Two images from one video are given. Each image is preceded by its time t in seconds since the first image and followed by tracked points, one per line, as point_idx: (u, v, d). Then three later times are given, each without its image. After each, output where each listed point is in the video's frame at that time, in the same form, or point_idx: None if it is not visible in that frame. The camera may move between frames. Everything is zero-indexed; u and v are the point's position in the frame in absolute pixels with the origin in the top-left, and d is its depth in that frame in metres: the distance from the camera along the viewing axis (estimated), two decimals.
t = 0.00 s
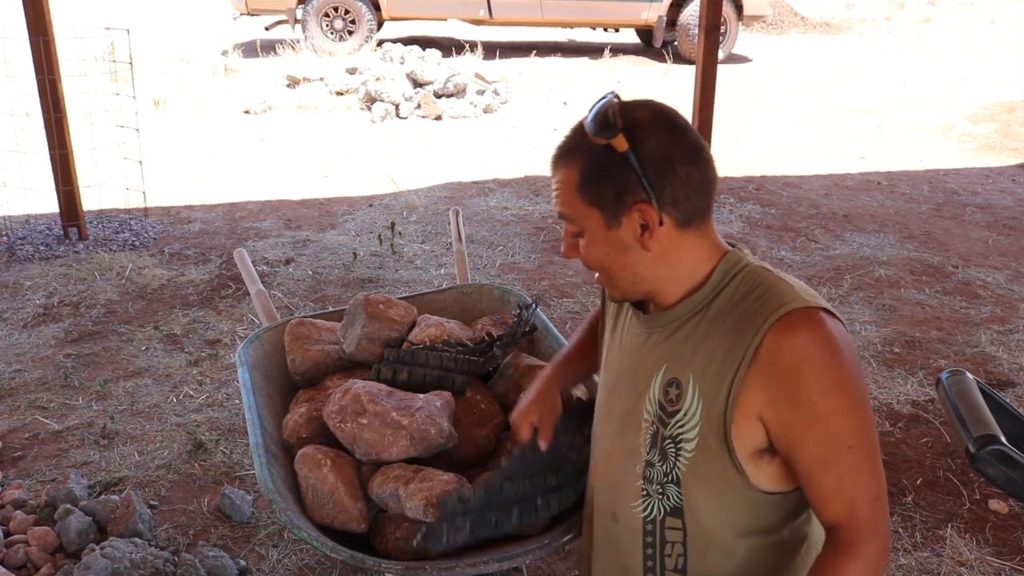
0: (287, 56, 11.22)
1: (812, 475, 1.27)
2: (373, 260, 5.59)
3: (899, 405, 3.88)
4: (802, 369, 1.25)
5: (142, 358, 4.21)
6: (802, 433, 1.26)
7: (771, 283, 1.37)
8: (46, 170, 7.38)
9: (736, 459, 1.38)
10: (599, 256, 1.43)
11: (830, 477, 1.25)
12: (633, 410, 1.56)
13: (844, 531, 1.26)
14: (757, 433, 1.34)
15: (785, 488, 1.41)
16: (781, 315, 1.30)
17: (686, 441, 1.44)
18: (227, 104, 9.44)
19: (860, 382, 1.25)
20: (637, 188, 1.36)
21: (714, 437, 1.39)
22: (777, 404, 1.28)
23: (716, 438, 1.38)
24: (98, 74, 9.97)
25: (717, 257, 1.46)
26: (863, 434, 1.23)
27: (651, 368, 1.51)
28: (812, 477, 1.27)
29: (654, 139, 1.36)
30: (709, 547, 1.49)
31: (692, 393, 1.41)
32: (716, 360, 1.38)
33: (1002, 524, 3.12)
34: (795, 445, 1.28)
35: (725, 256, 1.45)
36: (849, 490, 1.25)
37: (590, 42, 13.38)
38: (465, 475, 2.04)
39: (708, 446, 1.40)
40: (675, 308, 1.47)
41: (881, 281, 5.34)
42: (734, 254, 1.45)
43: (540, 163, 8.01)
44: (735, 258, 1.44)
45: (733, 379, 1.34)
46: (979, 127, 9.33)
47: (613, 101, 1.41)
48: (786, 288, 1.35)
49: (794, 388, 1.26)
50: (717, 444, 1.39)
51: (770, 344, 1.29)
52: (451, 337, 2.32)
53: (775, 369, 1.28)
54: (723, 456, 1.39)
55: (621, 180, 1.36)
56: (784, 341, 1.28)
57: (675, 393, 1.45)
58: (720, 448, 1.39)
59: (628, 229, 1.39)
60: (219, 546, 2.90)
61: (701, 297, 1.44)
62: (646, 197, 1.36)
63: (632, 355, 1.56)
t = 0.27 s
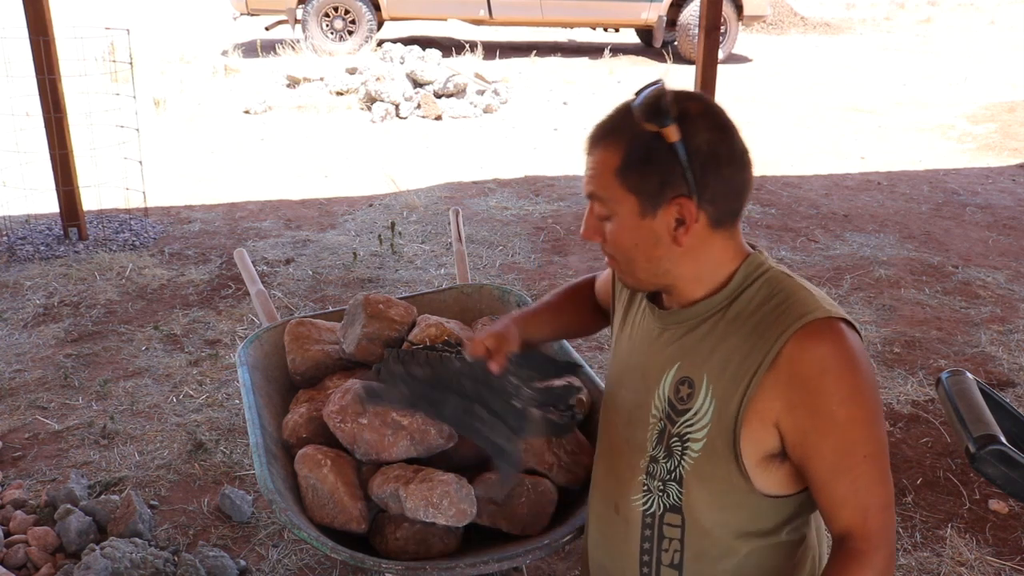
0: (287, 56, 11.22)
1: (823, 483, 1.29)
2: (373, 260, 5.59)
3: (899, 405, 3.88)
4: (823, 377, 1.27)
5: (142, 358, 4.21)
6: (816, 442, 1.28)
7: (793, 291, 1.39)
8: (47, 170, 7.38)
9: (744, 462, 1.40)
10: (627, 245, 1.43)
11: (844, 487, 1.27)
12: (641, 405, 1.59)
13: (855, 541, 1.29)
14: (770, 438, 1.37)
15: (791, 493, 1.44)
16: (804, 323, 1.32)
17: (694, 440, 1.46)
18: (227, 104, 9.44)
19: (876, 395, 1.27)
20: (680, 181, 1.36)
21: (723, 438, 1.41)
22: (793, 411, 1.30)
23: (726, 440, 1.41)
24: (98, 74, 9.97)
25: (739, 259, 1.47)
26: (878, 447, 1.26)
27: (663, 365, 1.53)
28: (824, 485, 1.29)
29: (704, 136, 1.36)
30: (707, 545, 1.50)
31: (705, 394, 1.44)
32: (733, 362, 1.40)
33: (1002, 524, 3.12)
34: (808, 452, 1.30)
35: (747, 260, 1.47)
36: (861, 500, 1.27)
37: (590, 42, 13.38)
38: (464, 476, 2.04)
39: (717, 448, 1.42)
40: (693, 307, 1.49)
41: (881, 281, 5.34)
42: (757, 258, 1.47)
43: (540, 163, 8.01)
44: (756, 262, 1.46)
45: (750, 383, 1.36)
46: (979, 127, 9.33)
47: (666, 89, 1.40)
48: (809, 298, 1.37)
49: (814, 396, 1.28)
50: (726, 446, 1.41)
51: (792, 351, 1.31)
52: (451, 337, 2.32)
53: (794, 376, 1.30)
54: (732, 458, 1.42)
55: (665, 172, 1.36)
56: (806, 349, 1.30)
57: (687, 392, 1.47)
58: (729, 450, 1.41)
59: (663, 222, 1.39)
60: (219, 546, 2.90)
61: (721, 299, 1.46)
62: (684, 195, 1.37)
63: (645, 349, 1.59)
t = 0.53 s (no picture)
0: (287, 56, 11.22)
1: (834, 484, 1.35)
2: (372, 260, 5.59)
3: (900, 405, 3.88)
4: (842, 382, 1.32)
5: (142, 358, 4.21)
6: (832, 445, 1.33)
7: (808, 293, 1.43)
8: (46, 170, 7.38)
9: (754, 464, 1.44)
10: (657, 233, 1.46)
11: (854, 487, 1.33)
12: (646, 402, 1.60)
13: (862, 543, 1.36)
14: (783, 439, 1.41)
15: (798, 494, 1.48)
16: (822, 326, 1.35)
17: (704, 440, 1.48)
18: (227, 104, 9.44)
19: (887, 399, 1.33)
20: (724, 178, 1.40)
21: (735, 438, 1.44)
22: (810, 414, 1.34)
23: (738, 442, 1.44)
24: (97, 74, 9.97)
25: (752, 260, 1.51)
26: (886, 449, 1.32)
27: (673, 363, 1.55)
28: (835, 486, 1.35)
29: (753, 136, 1.40)
30: (711, 543, 1.52)
31: (717, 394, 1.46)
32: (749, 363, 1.43)
33: (1002, 524, 3.12)
34: (820, 455, 1.35)
35: (759, 260, 1.50)
36: (868, 500, 1.34)
37: (590, 42, 13.38)
38: (464, 476, 2.04)
39: (728, 449, 1.46)
40: (707, 305, 1.51)
41: (881, 281, 5.34)
42: (771, 258, 1.50)
43: (540, 163, 8.01)
44: (769, 262, 1.50)
45: (767, 385, 1.39)
46: (979, 127, 9.33)
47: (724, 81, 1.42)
48: (824, 301, 1.41)
49: (831, 400, 1.32)
50: (738, 447, 1.44)
51: (811, 355, 1.34)
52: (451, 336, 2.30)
53: (814, 380, 1.34)
54: (743, 461, 1.45)
55: (711, 164, 1.39)
56: (823, 352, 1.34)
57: (698, 391, 1.50)
58: (740, 452, 1.44)
59: (699, 215, 1.43)
60: (219, 546, 2.90)
61: (736, 299, 1.49)
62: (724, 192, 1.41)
63: (652, 345, 1.60)
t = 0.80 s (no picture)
0: (287, 56, 11.21)
1: (843, 482, 1.37)
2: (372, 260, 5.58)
3: (900, 405, 3.88)
4: (851, 380, 1.35)
5: (142, 358, 4.21)
6: (841, 443, 1.36)
7: (815, 293, 1.46)
8: (46, 170, 7.38)
9: (763, 464, 1.46)
10: (674, 229, 1.48)
11: (862, 485, 1.36)
12: (650, 403, 1.61)
13: (873, 540, 1.38)
14: (791, 438, 1.43)
15: (804, 495, 1.50)
16: (832, 325, 1.39)
17: (712, 440, 1.50)
18: (227, 104, 9.43)
19: (894, 396, 1.36)
20: (744, 176, 1.44)
21: (745, 438, 1.46)
22: (821, 413, 1.37)
23: (747, 443, 1.46)
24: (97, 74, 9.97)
25: (758, 261, 1.53)
26: (894, 447, 1.35)
27: (680, 363, 1.57)
28: (843, 484, 1.37)
29: (774, 135, 1.44)
30: (713, 543, 1.54)
31: (726, 394, 1.49)
32: (758, 362, 1.46)
33: (1002, 524, 3.13)
34: (830, 453, 1.38)
35: (766, 261, 1.53)
36: (877, 498, 1.36)
37: (590, 42, 13.38)
38: (464, 476, 2.04)
39: (737, 448, 1.47)
40: (715, 305, 1.54)
41: (881, 281, 5.34)
42: (777, 259, 1.53)
43: (540, 163, 8.01)
44: (776, 263, 1.53)
45: (776, 383, 1.42)
46: (979, 127, 9.34)
47: (749, 78, 1.46)
48: (832, 300, 1.44)
49: (841, 397, 1.35)
50: (746, 447, 1.46)
51: (820, 354, 1.38)
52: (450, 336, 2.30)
53: (824, 379, 1.37)
54: (752, 462, 1.47)
55: (733, 161, 1.43)
56: (832, 351, 1.37)
57: (706, 391, 1.52)
58: (750, 452, 1.46)
59: (716, 210, 1.47)
60: (219, 546, 2.90)
61: (744, 299, 1.51)
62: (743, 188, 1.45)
63: (656, 344, 1.62)
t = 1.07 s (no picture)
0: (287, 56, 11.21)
1: (847, 479, 1.38)
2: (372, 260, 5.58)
3: (900, 405, 3.88)
4: (857, 377, 1.36)
5: (142, 358, 4.21)
6: (846, 440, 1.37)
7: (820, 291, 1.47)
8: (46, 170, 7.37)
9: (768, 462, 1.46)
10: (685, 225, 1.48)
11: (865, 482, 1.37)
12: (653, 401, 1.61)
13: (875, 537, 1.39)
14: (796, 435, 1.44)
15: (805, 493, 1.51)
16: (838, 323, 1.40)
17: (717, 438, 1.50)
18: (227, 104, 9.43)
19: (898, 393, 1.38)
20: (756, 173, 1.44)
21: (751, 436, 1.47)
22: (827, 410, 1.38)
23: (753, 440, 1.47)
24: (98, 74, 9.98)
25: (763, 259, 1.54)
26: (898, 444, 1.36)
27: (684, 360, 1.57)
28: (847, 481, 1.38)
29: (788, 133, 1.44)
30: (715, 541, 1.54)
31: (732, 391, 1.49)
32: (765, 359, 1.46)
33: (1001, 524, 3.13)
34: (835, 451, 1.39)
35: (771, 259, 1.54)
36: (881, 494, 1.37)
37: (590, 42, 13.38)
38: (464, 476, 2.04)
39: (742, 445, 1.48)
40: (719, 302, 1.54)
41: (881, 281, 5.33)
42: (782, 257, 1.54)
43: (540, 163, 8.01)
44: (780, 261, 1.53)
45: (782, 380, 1.43)
46: (979, 127, 9.33)
47: (763, 78, 1.46)
48: (837, 298, 1.45)
49: (848, 394, 1.36)
50: (752, 444, 1.47)
51: (827, 350, 1.39)
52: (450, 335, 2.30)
53: (830, 376, 1.38)
54: (757, 459, 1.47)
55: (746, 158, 1.43)
56: (840, 348, 1.38)
57: (711, 389, 1.52)
58: (755, 449, 1.47)
59: (728, 207, 1.47)
60: (219, 546, 2.90)
61: (749, 296, 1.52)
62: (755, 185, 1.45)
63: (660, 342, 1.61)
